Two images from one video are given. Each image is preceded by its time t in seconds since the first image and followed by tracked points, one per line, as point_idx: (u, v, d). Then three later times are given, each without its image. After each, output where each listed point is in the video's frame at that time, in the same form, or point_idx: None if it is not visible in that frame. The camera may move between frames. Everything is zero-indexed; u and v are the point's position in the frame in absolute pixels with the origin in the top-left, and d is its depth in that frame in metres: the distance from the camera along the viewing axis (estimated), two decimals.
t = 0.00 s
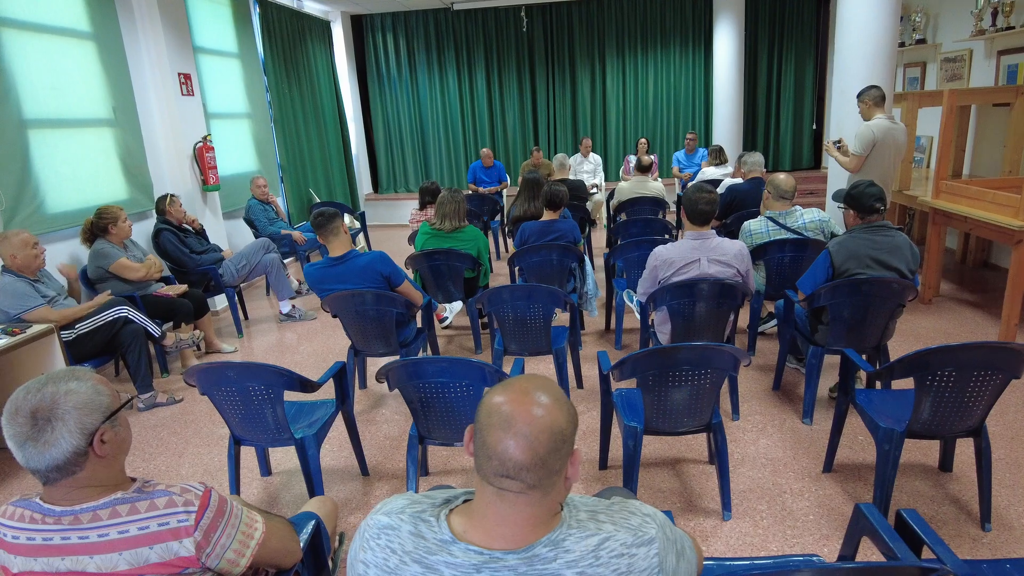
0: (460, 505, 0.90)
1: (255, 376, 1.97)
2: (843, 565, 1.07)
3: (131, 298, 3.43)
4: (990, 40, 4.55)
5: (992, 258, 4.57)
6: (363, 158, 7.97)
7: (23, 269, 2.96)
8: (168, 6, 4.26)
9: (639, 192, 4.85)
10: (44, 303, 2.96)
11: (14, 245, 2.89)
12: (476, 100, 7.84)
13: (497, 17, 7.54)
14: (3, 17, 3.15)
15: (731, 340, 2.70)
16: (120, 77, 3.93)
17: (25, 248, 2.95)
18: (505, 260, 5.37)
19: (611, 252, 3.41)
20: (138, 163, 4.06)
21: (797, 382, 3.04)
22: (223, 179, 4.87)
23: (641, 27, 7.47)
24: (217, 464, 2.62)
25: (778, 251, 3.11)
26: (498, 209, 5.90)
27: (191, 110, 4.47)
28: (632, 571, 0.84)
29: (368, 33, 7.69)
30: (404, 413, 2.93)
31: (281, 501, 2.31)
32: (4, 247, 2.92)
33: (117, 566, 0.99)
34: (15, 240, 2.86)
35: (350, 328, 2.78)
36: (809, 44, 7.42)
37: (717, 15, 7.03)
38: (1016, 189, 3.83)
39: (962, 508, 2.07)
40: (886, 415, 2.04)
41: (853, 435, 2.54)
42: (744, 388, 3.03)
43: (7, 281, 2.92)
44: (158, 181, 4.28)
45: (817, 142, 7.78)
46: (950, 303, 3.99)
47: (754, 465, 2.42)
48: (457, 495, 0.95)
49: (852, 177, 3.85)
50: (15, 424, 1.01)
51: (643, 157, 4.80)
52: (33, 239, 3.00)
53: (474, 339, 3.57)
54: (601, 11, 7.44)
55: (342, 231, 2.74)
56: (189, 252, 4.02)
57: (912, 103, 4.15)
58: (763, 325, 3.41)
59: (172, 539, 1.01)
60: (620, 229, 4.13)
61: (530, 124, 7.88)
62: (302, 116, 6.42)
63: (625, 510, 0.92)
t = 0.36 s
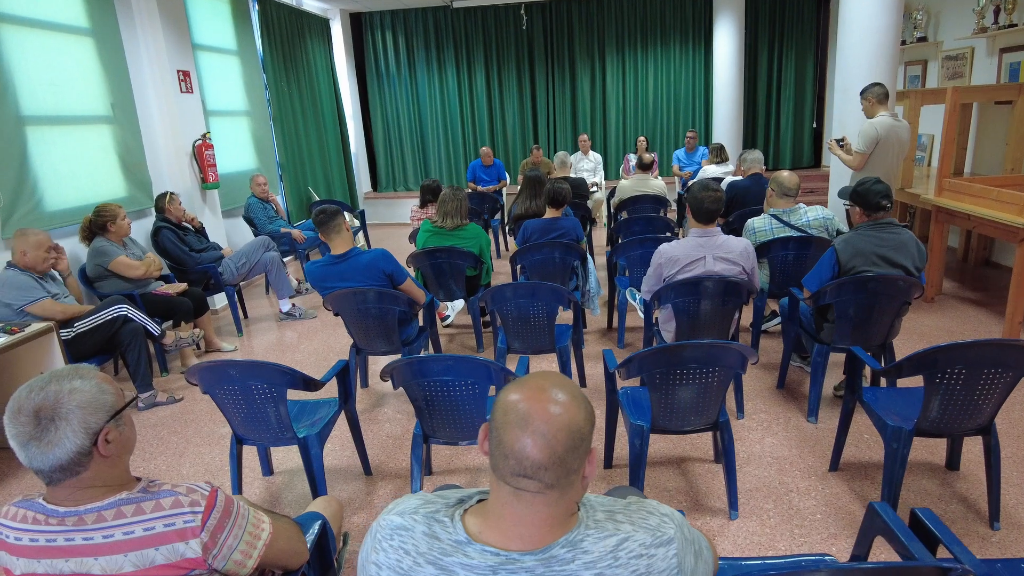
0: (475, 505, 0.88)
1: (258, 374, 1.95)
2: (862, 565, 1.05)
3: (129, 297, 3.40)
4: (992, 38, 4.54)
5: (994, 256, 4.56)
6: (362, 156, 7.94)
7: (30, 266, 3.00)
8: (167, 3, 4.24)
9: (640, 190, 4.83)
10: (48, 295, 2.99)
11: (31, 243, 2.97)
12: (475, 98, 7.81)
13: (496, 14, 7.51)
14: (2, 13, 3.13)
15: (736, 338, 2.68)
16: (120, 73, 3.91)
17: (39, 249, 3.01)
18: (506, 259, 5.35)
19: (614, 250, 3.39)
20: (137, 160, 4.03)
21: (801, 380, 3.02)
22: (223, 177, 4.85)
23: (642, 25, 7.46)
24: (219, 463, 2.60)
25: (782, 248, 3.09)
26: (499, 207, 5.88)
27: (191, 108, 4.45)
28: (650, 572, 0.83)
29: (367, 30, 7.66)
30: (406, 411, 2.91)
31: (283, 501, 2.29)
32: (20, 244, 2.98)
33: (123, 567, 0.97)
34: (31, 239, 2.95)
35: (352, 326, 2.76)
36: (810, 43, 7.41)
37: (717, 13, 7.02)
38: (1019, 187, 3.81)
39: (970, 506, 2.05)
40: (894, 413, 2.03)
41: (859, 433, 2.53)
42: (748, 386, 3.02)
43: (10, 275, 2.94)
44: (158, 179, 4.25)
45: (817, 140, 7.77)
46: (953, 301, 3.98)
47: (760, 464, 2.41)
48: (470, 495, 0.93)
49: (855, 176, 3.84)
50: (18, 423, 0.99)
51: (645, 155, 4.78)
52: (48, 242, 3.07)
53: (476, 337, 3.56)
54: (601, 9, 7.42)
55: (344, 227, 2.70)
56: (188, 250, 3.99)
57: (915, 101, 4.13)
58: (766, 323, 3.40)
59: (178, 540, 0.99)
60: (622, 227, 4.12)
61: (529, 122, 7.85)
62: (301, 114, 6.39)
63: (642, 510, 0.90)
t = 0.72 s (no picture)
0: (493, 515, 0.84)
1: (261, 375, 1.92)
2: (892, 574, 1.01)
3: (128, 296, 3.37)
4: (997, 35, 4.51)
5: (999, 254, 4.53)
6: (361, 155, 7.89)
7: (31, 265, 2.97)
8: None
9: (643, 188, 4.78)
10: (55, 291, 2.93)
11: (32, 242, 2.95)
12: (476, 96, 7.76)
13: (497, 11, 7.47)
14: None
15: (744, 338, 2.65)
16: (118, 70, 3.87)
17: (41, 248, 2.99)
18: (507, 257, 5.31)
19: (619, 249, 3.35)
20: (136, 158, 3.99)
21: (809, 380, 2.99)
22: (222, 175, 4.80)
23: (643, 22, 7.42)
24: (219, 465, 2.57)
25: (788, 247, 3.06)
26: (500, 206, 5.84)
27: (190, 105, 4.41)
28: None
29: (367, 27, 7.61)
30: (410, 412, 2.87)
31: (286, 504, 2.26)
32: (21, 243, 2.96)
33: None
34: (32, 237, 2.93)
35: (355, 325, 2.73)
36: (812, 40, 7.37)
37: (718, 10, 6.98)
38: None
39: (985, 509, 2.02)
40: (907, 414, 2.00)
41: (869, 434, 2.49)
42: (755, 387, 2.98)
43: (11, 273, 2.90)
44: (157, 177, 4.21)
45: (819, 138, 7.74)
46: (959, 300, 3.95)
47: (769, 465, 2.38)
48: (488, 503, 0.89)
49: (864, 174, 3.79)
50: (14, 429, 0.95)
51: (647, 152, 4.73)
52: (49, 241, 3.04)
53: (479, 337, 3.52)
54: (602, 7, 7.38)
55: (348, 225, 2.64)
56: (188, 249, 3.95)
57: (920, 98, 4.09)
58: (772, 322, 3.37)
59: (182, 550, 0.95)
60: (626, 225, 4.08)
61: (530, 120, 7.81)
62: (300, 112, 6.34)
63: (668, 519, 0.87)
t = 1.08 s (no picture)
0: (525, 532, 0.78)
1: (265, 377, 1.86)
2: None
3: (128, 295, 3.31)
4: (1008, 31, 4.46)
5: (1009, 253, 4.49)
6: (363, 152, 7.83)
7: (26, 262, 2.92)
8: None
9: (650, 186, 4.71)
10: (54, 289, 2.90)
11: (20, 239, 2.87)
12: (478, 93, 7.70)
13: (499, 8, 7.41)
14: None
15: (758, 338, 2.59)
16: (116, 65, 3.80)
17: (31, 244, 2.92)
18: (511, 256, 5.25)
19: (628, 248, 3.29)
20: (134, 154, 3.92)
21: (822, 381, 2.93)
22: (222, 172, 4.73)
23: (646, 19, 7.36)
24: (222, 468, 2.51)
25: (800, 245, 3.00)
26: (503, 203, 5.78)
27: (190, 101, 4.34)
28: None
29: (368, 24, 7.55)
30: (415, 414, 2.81)
31: (290, 509, 2.20)
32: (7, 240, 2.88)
33: None
34: (20, 234, 2.84)
35: (360, 325, 2.67)
36: (817, 36, 7.31)
37: (723, 7, 6.92)
38: None
39: (1010, 514, 1.96)
40: (932, 417, 1.93)
41: (886, 437, 2.44)
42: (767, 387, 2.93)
43: (7, 271, 2.83)
44: (156, 174, 4.15)
45: (823, 136, 7.70)
46: (970, 299, 3.90)
47: (786, 469, 2.32)
48: (519, 516, 0.83)
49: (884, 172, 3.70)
50: (8, 442, 0.89)
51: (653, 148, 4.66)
52: (37, 235, 2.97)
53: (484, 336, 3.46)
54: (605, 3, 7.32)
55: (352, 223, 2.58)
56: (188, 247, 3.89)
57: (931, 94, 4.04)
58: (783, 321, 3.31)
59: (187, 568, 0.89)
60: (633, 223, 4.02)
61: (533, 117, 7.75)
62: (301, 109, 6.28)
63: (709, 536, 0.81)
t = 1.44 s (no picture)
0: (578, 558, 0.72)
1: (275, 381, 1.78)
2: None
3: (130, 294, 3.23)
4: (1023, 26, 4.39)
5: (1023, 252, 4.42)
6: (365, 149, 7.75)
7: (29, 258, 2.85)
8: None
9: (659, 183, 4.62)
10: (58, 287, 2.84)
11: (20, 235, 2.80)
12: (481, 90, 7.62)
13: (503, 3, 7.32)
14: None
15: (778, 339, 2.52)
16: (117, 59, 3.72)
17: (31, 239, 2.85)
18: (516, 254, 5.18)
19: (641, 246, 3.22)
20: (135, 150, 3.84)
21: (841, 382, 2.87)
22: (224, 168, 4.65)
23: (651, 15, 7.28)
24: (227, 473, 2.43)
25: (818, 244, 2.93)
26: (508, 201, 5.71)
27: (191, 96, 4.26)
28: None
29: (371, 19, 7.45)
30: (425, 416, 2.74)
31: (299, 515, 2.12)
32: (9, 237, 2.81)
33: None
34: (21, 230, 2.78)
35: (369, 325, 2.61)
36: (823, 32, 7.24)
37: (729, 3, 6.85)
38: None
39: None
40: (964, 420, 1.87)
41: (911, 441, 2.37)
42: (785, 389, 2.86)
43: (11, 268, 2.75)
44: (157, 170, 4.06)
45: (830, 134, 7.62)
46: (986, 299, 3.84)
47: (810, 473, 2.25)
48: (572, 540, 0.77)
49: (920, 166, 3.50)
50: (10, 461, 0.82)
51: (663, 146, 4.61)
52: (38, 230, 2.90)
53: (493, 336, 3.39)
54: None
55: (362, 220, 2.50)
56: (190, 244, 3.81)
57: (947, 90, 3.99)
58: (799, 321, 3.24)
59: None
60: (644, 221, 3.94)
61: (536, 113, 7.67)
62: (303, 105, 6.20)
63: (780, 563, 0.74)
